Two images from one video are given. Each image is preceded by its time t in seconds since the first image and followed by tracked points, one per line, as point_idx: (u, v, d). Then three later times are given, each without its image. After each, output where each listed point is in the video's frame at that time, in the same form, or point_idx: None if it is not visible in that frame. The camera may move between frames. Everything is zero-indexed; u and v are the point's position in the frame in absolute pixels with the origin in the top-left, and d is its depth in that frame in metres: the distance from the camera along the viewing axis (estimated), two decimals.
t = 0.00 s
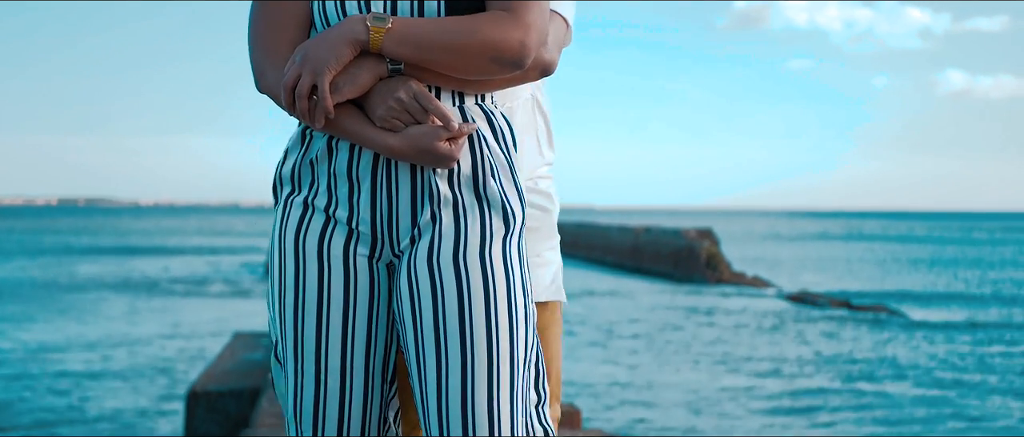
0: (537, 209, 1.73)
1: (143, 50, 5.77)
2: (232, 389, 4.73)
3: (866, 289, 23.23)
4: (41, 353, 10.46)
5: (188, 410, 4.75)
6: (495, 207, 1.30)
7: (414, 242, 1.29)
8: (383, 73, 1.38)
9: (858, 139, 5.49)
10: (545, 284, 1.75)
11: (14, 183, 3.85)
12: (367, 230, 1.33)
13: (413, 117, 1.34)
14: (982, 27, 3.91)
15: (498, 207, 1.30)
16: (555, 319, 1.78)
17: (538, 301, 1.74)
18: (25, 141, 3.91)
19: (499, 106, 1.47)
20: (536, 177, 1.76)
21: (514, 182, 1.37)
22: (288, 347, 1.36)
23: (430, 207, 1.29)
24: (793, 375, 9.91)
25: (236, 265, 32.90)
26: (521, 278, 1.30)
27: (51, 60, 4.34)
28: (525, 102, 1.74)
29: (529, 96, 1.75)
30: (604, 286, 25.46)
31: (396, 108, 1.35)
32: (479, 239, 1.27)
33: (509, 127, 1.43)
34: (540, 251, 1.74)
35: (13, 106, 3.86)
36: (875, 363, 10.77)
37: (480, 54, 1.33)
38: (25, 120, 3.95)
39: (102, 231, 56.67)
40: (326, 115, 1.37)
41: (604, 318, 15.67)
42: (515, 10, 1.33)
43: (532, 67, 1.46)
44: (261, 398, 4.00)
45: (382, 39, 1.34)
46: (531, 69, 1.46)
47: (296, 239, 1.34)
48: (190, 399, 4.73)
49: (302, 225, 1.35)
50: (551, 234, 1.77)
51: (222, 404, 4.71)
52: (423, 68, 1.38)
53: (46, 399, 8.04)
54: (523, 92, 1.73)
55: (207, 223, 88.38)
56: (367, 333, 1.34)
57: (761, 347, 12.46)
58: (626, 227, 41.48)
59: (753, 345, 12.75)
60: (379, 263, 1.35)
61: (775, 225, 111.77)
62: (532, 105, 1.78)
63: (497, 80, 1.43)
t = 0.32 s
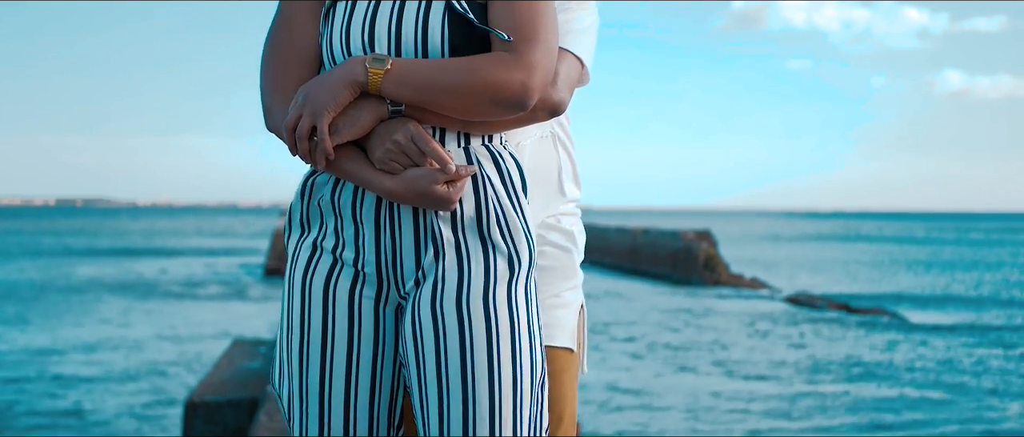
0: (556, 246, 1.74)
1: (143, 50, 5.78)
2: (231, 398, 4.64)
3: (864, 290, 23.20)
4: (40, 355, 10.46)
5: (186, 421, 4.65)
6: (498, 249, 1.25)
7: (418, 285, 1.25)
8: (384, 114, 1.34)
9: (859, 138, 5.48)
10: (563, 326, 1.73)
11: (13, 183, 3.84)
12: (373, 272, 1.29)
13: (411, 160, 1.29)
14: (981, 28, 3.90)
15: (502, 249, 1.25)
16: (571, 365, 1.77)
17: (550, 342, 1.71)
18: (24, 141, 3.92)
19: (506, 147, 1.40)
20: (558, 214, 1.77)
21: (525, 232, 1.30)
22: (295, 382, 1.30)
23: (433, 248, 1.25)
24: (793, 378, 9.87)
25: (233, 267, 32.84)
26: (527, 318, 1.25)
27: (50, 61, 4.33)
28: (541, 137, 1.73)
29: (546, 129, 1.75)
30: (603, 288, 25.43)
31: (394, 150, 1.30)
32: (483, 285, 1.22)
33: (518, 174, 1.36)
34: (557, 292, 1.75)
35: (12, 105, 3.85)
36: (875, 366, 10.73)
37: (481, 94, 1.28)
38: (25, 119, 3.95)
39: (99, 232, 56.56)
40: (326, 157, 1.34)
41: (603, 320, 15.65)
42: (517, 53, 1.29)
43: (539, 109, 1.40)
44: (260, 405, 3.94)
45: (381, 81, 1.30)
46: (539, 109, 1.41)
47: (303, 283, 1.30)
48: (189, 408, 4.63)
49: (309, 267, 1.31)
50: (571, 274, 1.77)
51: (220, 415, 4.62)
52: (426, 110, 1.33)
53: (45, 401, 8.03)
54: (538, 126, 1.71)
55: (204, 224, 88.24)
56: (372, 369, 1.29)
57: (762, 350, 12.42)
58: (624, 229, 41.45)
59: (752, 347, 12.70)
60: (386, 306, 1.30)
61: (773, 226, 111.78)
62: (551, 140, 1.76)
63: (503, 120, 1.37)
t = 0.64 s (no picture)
0: (571, 288, 1.75)
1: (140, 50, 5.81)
2: (226, 410, 4.62)
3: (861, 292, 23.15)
4: (39, 358, 10.48)
5: (182, 431, 4.60)
6: (499, 295, 1.38)
7: (419, 330, 1.39)
8: (381, 160, 1.49)
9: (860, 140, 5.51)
10: (577, 371, 1.71)
11: (13, 183, 3.88)
12: (375, 318, 1.45)
13: (405, 205, 1.43)
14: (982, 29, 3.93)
15: (502, 294, 1.38)
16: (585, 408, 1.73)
17: (561, 387, 1.69)
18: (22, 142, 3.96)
19: (510, 192, 1.52)
20: (576, 256, 1.81)
21: (526, 275, 1.43)
22: (298, 420, 1.48)
23: (433, 294, 1.39)
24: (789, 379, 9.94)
25: (229, 270, 32.60)
26: (526, 358, 1.36)
27: (49, 62, 4.36)
28: (554, 179, 1.82)
29: (560, 172, 1.82)
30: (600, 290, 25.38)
31: (389, 197, 1.45)
32: (482, 334, 1.34)
33: (520, 217, 1.48)
34: (572, 337, 1.73)
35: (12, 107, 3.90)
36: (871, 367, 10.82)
37: (477, 141, 1.41)
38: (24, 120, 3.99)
39: (93, 234, 56.18)
40: (325, 202, 1.51)
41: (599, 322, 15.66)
42: (516, 100, 1.42)
43: (541, 153, 1.52)
44: (263, 405, 3.97)
45: (376, 126, 1.45)
46: (541, 154, 1.52)
47: (306, 327, 1.47)
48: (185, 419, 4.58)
49: (316, 311, 1.47)
50: (587, 317, 1.76)
51: (217, 425, 4.58)
52: (423, 157, 1.47)
53: (42, 404, 8.04)
54: (550, 168, 1.80)
55: (201, 225, 87.87)
56: (374, 407, 1.45)
57: (758, 351, 12.48)
58: (621, 230, 41.29)
59: (749, 348, 12.74)
60: (391, 347, 1.46)
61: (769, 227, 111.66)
62: (566, 181, 1.83)
63: (506, 167, 1.49)
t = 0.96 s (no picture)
0: (584, 335, 1.41)
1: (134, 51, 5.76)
2: (224, 422, 4.57)
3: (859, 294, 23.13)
4: (35, 362, 10.44)
5: None
6: (499, 347, 1.25)
7: (417, 381, 1.27)
8: (376, 211, 1.32)
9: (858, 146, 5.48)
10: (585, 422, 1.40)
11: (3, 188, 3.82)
12: (375, 367, 1.31)
13: (399, 257, 1.27)
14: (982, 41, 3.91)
15: (502, 347, 1.25)
16: None
17: None
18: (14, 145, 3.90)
19: (511, 239, 1.33)
20: (587, 301, 1.46)
21: (525, 331, 1.28)
22: None
23: (430, 346, 1.26)
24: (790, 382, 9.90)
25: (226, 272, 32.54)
26: (526, 417, 1.25)
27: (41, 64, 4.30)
28: (563, 222, 1.47)
29: (569, 214, 1.48)
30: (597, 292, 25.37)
31: (381, 248, 1.29)
32: (478, 390, 1.22)
33: (521, 267, 1.30)
34: (583, 383, 1.40)
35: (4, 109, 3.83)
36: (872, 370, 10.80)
37: (473, 192, 1.25)
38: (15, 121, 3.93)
39: (90, 236, 56.10)
40: (320, 253, 1.35)
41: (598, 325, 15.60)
42: (509, 151, 1.24)
43: (538, 204, 1.31)
44: (261, 419, 3.92)
45: (369, 179, 1.29)
46: (536, 203, 1.31)
47: (308, 372, 1.35)
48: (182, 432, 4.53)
49: (316, 360, 1.35)
50: (599, 365, 1.43)
51: None
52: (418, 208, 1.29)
53: (37, 409, 7.98)
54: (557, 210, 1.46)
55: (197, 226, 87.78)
56: None
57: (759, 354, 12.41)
58: (618, 232, 41.28)
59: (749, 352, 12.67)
60: (390, 397, 1.32)
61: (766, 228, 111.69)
62: (577, 225, 1.48)
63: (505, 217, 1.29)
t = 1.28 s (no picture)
0: (584, 375, 1.44)
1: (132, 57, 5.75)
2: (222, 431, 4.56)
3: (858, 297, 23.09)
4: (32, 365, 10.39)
5: None
6: (492, 391, 1.25)
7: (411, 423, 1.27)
8: (368, 256, 1.31)
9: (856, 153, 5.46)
10: None
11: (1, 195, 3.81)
12: (370, 407, 1.32)
13: (391, 303, 1.28)
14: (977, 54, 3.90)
15: (495, 390, 1.25)
16: None
17: None
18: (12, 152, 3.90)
19: (506, 281, 1.33)
20: (590, 339, 1.49)
21: (519, 374, 1.28)
22: None
23: (424, 389, 1.26)
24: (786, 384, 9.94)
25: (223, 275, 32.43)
26: None
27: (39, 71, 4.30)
28: (565, 261, 1.49)
29: (572, 253, 1.49)
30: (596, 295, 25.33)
31: (373, 293, 1.29)
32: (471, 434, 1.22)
33: (514, 312, 1.30)
34: (583, 424, 1.43)
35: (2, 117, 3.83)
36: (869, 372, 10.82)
37: (464, 239, 1.25)
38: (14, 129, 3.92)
39: (88, 238, 55.90)
40: (315, 297, 1.35)
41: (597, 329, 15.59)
42: (497, 196, 1.24)
43: (533, 245, 1.31)
44: (258, 431, 3.91)
45: (360, 228, 1.28)
46: (530, 245, 1.32)
47: (305, 409, 1.35)
48: None
49: (314, 398, 1.35)
50: (601, 404, 1.46)
51: None
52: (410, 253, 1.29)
53: (32, 413, 7.95)
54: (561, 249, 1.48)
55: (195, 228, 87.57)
56: None
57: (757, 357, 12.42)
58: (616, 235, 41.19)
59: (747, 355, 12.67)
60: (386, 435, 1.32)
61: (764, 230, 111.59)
62: (580, 264, 1.50)
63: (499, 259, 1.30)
